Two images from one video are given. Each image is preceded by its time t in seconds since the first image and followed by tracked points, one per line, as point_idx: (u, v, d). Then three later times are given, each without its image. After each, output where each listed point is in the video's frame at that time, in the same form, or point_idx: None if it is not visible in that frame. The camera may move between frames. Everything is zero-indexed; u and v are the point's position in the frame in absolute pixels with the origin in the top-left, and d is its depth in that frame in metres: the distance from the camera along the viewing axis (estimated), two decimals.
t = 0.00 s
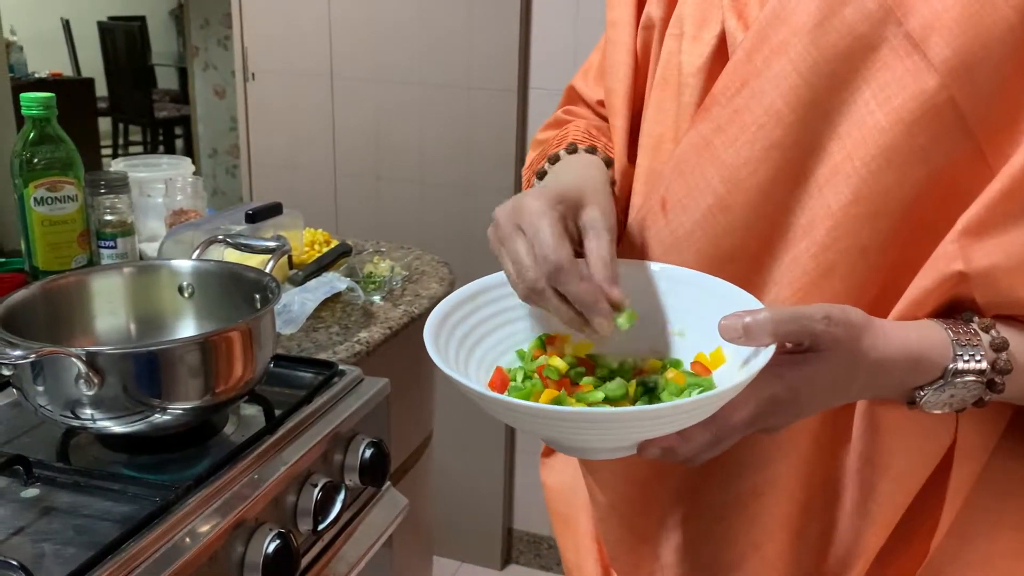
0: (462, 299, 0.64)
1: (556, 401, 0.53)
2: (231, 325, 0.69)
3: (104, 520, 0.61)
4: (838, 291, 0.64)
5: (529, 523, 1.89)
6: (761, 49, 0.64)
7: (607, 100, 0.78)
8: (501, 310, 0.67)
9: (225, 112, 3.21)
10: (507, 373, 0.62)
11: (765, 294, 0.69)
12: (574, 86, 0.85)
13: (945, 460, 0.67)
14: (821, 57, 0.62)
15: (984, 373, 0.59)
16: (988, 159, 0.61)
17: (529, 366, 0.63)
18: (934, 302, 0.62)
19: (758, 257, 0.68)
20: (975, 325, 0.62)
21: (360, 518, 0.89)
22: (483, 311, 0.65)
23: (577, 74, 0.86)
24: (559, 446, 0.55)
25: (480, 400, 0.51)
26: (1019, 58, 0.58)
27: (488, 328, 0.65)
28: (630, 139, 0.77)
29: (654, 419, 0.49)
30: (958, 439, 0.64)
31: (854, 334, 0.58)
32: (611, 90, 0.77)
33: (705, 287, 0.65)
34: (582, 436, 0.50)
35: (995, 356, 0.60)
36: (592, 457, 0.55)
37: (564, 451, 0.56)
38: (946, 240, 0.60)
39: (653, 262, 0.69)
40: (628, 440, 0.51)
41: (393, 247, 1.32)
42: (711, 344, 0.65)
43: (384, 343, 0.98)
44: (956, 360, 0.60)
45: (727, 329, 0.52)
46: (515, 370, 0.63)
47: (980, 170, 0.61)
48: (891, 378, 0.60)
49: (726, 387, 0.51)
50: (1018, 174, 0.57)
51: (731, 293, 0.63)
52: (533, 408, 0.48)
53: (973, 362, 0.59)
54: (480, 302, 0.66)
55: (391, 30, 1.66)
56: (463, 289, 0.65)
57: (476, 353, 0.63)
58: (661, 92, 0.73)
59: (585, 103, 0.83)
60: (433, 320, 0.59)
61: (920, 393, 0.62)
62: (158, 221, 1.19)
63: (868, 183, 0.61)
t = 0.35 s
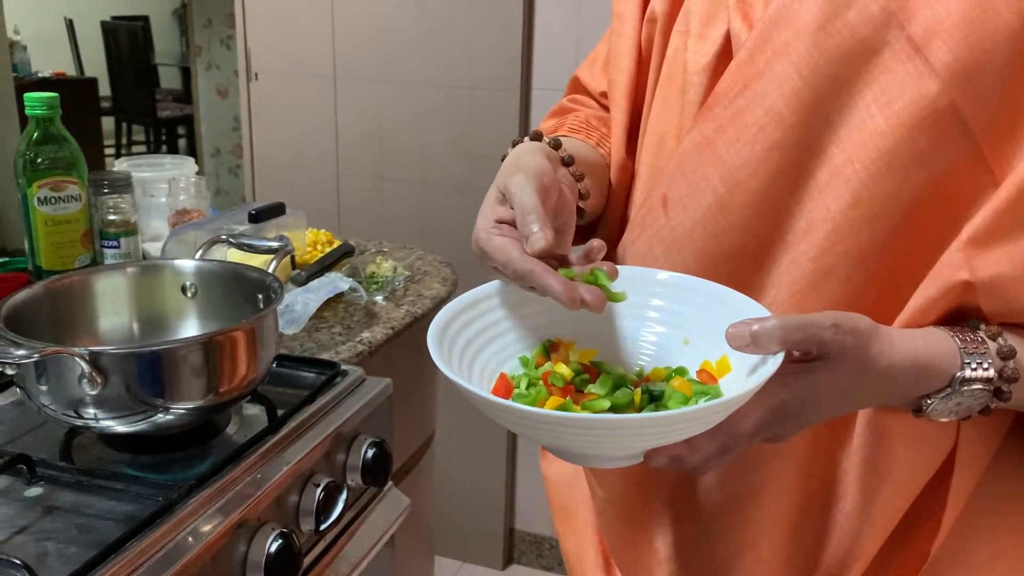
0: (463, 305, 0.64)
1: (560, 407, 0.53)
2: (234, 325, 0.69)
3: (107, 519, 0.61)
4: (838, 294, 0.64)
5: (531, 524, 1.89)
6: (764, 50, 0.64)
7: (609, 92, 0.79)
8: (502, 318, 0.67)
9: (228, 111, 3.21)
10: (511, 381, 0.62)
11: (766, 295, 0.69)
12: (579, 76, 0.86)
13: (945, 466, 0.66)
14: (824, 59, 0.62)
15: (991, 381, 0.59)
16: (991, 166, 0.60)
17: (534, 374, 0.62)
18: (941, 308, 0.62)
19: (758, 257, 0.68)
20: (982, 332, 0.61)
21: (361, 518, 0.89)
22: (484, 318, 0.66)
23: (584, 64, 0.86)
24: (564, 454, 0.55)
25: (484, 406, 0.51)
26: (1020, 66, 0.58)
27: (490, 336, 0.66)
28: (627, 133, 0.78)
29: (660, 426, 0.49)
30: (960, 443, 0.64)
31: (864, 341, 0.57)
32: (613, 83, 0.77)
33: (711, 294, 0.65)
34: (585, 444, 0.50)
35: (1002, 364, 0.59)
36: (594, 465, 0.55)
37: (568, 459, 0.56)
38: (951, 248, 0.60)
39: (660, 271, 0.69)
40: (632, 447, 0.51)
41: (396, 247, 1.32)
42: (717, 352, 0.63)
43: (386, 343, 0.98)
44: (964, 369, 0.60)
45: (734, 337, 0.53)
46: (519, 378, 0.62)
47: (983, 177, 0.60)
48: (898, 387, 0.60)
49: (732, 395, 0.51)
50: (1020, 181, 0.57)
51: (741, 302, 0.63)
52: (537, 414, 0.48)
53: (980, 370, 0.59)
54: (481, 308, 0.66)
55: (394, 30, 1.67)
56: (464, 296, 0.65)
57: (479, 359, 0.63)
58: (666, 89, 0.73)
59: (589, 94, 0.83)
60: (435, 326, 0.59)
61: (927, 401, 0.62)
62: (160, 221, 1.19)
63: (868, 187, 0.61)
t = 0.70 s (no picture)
0: (462, 297, 0.64)
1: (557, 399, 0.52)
2: (235, 323, 0.69)
3: (108, 518, 0.60)
4: (835, 289, 0.64)
5: (533, 522, 1.88)
6: (759, 47, 0.63)
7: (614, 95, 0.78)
8: (499, 312, 0.67)
9: (231, 109, 3.22)
10: (507, 372, 0.62)
11: (765, 292, 0.68)
12: (580, 79, 0.84)
13: (944, 466, 0.66)
14: (819, 55, 0.61)
15: (993, 377, 0.59)
16: (987, 158, 0.60)
17: (530, 366, 0.62)
18: (940, 303, 0.61)
19: (758, 255, 0.68)
20: (984, 327, 0.61)
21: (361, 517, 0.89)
22: (481, 312, 0.65)
23: (585, 65, 0.85)
24: (559, 446, 0.54)
25: (482, 399, 0.50)
26: (1018, 59, 0.57)
27: (487, 330, 0.65)
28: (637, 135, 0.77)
29: (661, 418, 0.48)
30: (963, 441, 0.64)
31: (864, 336, 0.57)
32: (619, 85, 0.77)
33: (711, 290, 0.65)
34: (585, 437, 0.50)
35: (1004, 359, 0.59)
36: (591, 457, 0.55)
37: (564, 452, 0.56)
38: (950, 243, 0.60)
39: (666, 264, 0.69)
40: (631, 440, 0.51)
41: (398, 245, 1.32)
42: (716, 347, 0.64)
43: (387, 342, 0.98)
44: (966, 364, 0.60)
45: (732, 331, 0.52)
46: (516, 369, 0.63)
47: (979, 170, 0.60)
48: (897, 382, 0.60)
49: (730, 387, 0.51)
50: (1019, 174, 0.56)
51: (740, 298, 0.63)
52: (536, 408, 0.47)
53: (982, 365, 0.59)
54: (480, 300, 0.65)
55: (395, 28, 1.66)
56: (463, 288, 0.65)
57: (476, 353, 0.63)
58: (666, 89, 0.73)
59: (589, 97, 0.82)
60: (432, 316, 0.58)
61: (928, 396, 0.62)
62: (162, 219, 1.17)
63: (865, 183, 0.61)
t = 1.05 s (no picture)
0: (481, 297, 0.63)
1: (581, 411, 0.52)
2: (240, 322, 0.68)
3: (113, 517, 0.60)
4: (851, 293, 0.63)
5: (538, 520, 1.88)
6: (777, 47, 0.63)
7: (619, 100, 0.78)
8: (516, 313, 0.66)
9: (236, 107, 3.22)
10: (526, 376, 0.62)
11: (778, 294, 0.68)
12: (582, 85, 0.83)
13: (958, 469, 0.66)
14: (838, 56, 0.61)
15: (1020, 388, 0.60)
16: (1008, 161, 0.59)
17: (551, 372, 0.62)
18: (963, 313, 0.61)
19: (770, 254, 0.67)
20: (1010, 335, 0.62)
21: (366, 515, 0.89)
22: (497, 313, 0.65)
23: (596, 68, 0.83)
24: (582, 458, 0.54)
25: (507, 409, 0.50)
26: None
27: (503, 332, 0.65)
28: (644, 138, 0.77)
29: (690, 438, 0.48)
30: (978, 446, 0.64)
31: (895, 346, 0.57)
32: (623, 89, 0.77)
33: (740, 296, 0.64)
34: (612, 453, 0.50)
35: None
36: (613, 470, 0.55)
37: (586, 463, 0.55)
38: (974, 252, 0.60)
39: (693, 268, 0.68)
40: (657, 456, 0.51)
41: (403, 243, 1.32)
42: (744, 356, 0.63)
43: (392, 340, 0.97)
44: (994, 375, 0.60)
45: (763, 344, 0.52)
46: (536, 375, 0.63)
47: (1000, 172, 0.60)
48: (927, 393, 0.60)
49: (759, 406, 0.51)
50: None
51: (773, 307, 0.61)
52: (559, 423, 0.47)
53: (1009, 377, 0.60)
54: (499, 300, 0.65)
55: (401, 24, 1.66)
56: (480, 288, 0.64)
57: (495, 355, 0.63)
58: (676, 89, 0.72)
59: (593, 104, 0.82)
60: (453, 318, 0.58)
61: (954, 408, 0.61)
62: (167, 217, 1.17)
63: (884, 185, 0.60)
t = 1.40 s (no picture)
0: (521, 308, 0.61)
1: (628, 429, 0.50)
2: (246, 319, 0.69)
3: (118, 516, 0.60)
4: (867, 293, 0.64)
5: (544, 517, 1.88)
6: (789, 44, 0.63)
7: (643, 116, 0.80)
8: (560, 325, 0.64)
9: (241, 105, 3.23)
10: (567, 392, 0.59)
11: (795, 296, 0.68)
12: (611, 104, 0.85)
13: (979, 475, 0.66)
14: (852, 52, 0.60)
15: None
16: None
17: (594, 390, 0.59)
18: (1000, 321, 0.60)
19: (782, 251, 0.68)
20: None
21: (372, 513, 0.89)
22: (541, 322, 0.63)
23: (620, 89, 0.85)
24: (629, 480, 0.51)
25: (553, 429, 0.48)
26: None
27: (547, 342, 0.62)
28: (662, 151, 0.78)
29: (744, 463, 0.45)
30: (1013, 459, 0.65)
31: (952, 360, 0.56)
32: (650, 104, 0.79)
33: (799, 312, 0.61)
34: (665, 476, 0.47)
35: None
36: (661, 494, 0.52)
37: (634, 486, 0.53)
38: (1010, 258, 0.59)
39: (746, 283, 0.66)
40: (715, 479, 0.47)
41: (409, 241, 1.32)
42: (798, 371, 0.60)
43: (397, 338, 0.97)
44: None
45: (831, 361, 0.49)
46: (578, 391, 0.59)
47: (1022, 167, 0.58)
48: (983, 407, 0.58)
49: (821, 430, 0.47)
50: None
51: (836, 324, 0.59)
52: (607, 441, 0.45)
53: None
54: (539, 311, 0.63)
55: (405, 22, 1.65)
56: (521, 299, 0.62)
57: (536, 368, 0.60)
58: (686, 87, 0.72)
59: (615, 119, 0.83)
60: (493, 329, 0.56)
61: (1010, 419, 0.60)
62: (172, 214, 1.19)
63: (900, 184, 0.60)
